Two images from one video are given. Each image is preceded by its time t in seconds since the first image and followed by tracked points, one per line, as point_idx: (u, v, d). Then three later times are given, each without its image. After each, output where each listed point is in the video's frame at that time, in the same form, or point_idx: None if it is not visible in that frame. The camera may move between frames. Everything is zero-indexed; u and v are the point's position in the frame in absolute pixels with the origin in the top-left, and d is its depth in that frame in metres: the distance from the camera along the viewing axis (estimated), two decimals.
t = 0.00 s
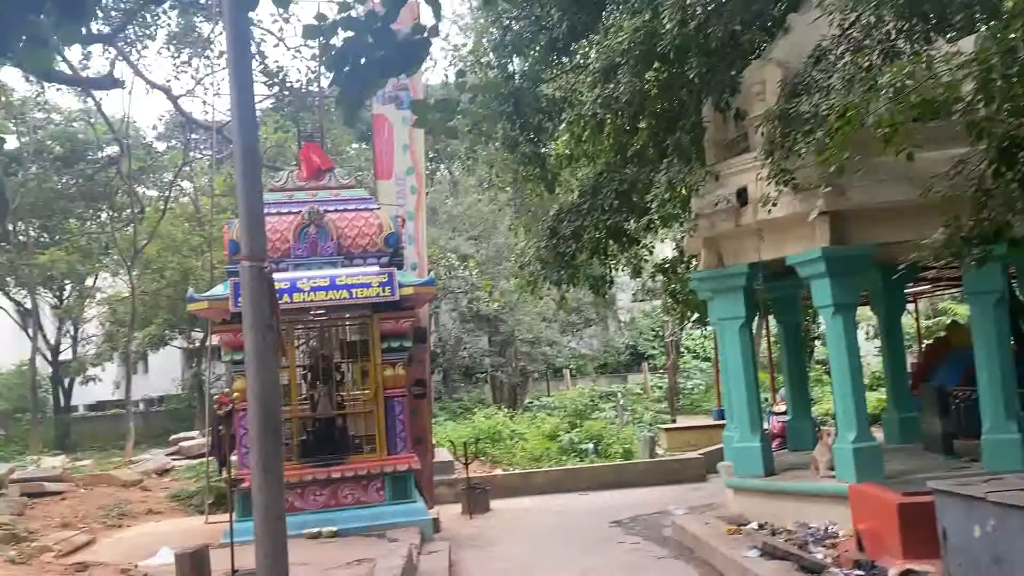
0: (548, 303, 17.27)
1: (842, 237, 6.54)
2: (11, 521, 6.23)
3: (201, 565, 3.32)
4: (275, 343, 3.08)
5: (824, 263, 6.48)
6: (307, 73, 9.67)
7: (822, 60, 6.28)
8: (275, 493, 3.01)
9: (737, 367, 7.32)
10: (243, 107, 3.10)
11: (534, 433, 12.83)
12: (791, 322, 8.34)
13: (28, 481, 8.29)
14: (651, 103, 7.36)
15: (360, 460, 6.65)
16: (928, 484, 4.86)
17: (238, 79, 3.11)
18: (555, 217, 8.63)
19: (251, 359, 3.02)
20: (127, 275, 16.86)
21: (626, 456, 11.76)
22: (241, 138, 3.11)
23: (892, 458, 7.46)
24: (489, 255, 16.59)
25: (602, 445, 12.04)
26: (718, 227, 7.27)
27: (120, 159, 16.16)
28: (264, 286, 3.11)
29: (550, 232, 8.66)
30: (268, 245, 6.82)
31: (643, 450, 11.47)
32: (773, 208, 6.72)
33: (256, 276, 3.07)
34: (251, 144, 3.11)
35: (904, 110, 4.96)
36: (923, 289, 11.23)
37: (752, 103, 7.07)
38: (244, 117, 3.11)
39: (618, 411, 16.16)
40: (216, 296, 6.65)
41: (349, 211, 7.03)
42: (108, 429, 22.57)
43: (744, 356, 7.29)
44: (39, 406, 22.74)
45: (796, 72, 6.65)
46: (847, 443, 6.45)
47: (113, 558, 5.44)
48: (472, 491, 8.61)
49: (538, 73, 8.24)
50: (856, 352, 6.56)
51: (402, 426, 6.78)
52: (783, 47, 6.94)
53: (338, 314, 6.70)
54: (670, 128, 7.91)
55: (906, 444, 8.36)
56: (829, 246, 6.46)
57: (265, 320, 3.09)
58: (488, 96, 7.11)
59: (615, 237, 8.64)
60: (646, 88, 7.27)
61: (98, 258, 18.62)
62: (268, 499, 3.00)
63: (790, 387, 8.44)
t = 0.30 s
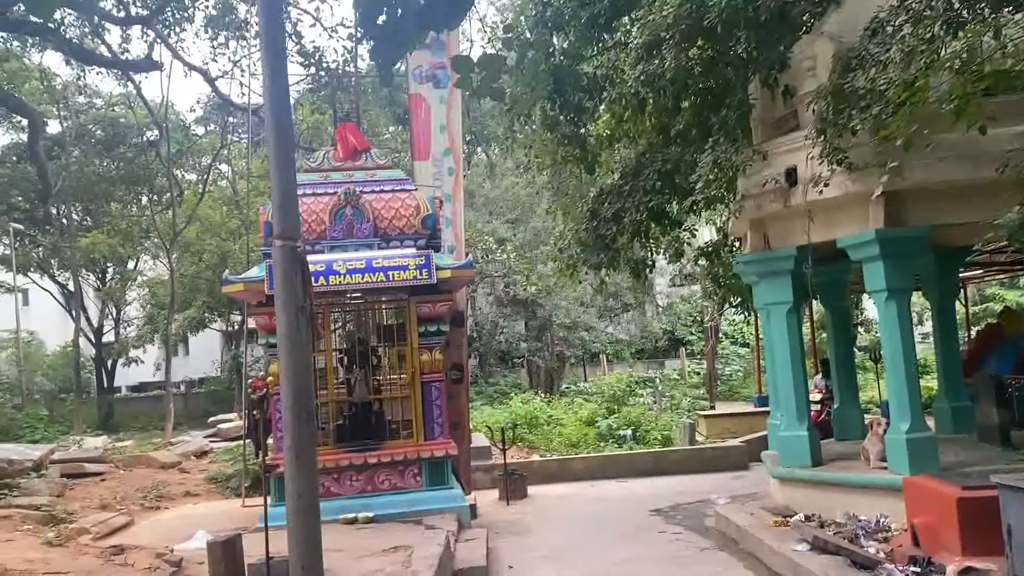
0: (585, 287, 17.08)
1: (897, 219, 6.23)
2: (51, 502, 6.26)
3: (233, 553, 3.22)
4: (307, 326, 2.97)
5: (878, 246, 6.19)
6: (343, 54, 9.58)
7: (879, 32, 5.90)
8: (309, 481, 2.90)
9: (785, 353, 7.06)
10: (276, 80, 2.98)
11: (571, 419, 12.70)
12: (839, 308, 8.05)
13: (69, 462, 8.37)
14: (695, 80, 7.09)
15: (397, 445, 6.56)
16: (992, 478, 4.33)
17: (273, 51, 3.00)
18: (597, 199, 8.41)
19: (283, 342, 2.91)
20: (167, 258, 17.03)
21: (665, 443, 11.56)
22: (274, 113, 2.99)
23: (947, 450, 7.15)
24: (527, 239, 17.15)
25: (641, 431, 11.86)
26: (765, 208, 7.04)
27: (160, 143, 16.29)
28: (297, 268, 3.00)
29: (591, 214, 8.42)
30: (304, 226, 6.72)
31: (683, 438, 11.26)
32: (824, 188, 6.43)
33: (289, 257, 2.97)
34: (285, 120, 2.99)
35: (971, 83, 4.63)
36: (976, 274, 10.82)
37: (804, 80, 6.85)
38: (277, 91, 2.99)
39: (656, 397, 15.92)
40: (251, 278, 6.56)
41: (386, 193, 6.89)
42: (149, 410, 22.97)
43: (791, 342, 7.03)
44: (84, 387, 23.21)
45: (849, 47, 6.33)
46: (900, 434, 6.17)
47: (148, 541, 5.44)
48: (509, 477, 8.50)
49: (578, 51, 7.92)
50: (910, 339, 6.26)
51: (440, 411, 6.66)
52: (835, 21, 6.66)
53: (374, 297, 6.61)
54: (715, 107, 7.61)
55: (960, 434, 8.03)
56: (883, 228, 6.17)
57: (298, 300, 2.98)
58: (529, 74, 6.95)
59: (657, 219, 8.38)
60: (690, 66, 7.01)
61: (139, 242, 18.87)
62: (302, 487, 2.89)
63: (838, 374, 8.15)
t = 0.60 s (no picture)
0: (605, 274, 16.90)
1: (927, 204, 6.00)
2: (65, 486, 6.23)
3: (241, 541, 3.13)
4: (318, 311, 2.85)
5: (908, 232, 5.96)
6: (361, 37, 9.43)
7: (914, 9, 5.52)
8: (319, 470, 2.79)
9: (810, 342, 6.85)
10: (286, 52, 2.83)
11: (590, 408, 12.58)
12: (865, 296, 7.83)
13: (85, 446, 8.36)
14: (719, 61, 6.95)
15: (412, 432, 6.45)
16: None
17: (282, 21, 2.84)
18: (618, 184, 8.21)
19: (293, 326, 2.80)
20: (187, 243, 17.06)
21: (685, 433, 11.41)
22: (283, 86, 2.84)
23: (979, 442, 6.93)
24: (546, 225, 17.06)
25: (661, 420, 11.71)
26: (791, 193, 6.83)
27: (178, 128, 16.26)
28: (307, 250, 2.87)
29: (611, 198, 8.23)
30: (320, 210, 6.58)
31: (703, 427, 11.09)
32: (853, 172, 6.21)
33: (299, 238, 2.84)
34: (294, 94, 2.84)
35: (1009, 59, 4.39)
36: (1009, 262, 10.52)
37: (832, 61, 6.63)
38: (286, 63, 2.85)
39: (676, 385, 15.74)
40: (265, 262, 6.46)
41: (403, 175, 6.75)
42: (169, 394, 23.13)
43: (817, 330, 6.83)
44: (105, 371, 23.40)
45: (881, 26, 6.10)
46: (929, 426, 5.96)
47: (161, 528, 5.39)
48: (526, 465, 8.39)
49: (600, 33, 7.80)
50: (942, 329, 6.02)
51: (456, 399, 6.56)
52: None
53: (390, 281, 6.47)
54: (740, 89, 7.42)
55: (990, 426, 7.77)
56: (913, 213, 5.94)
57: (308, 283, 2.86)
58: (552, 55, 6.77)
59: (678, 204, 8.18)
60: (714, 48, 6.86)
61: (159, 227, 18.91)
62: (311, 477, 2.77)
63: (863, 364, 7.94)
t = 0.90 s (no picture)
0: (619, 263, 16.72)
1: (955, 190, 5.79)
2: (72, 472, 6.16)
3: (242, 533, 3.00)
4: (321, 294, 2.72)
5: (934, 219, 5.76)
6: (374, 22, 9.31)
7: None
8: (322, 459, 2.68)
9: (831, 332, 6.66)
10: (289, 22, 2.70)
11: (603, 398, 12.45)
12: (887, 285, 7.63)
13: (95, 432, 8.32)
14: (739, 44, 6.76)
15: (422, 421, 6.34)
16: None
17: None
18: (635, 169, 8.02)
19: (295, 310, 2.67)
20: (200, 231, 17.02)
21: (700, 424, 11.25)
22: (286, 58, 2.71)
23: (1005, 437, 6.73)
24: (561, 214, 16.80)
25: (676, 412, 11.56)
26: (813, 179, 6.64)
27: (191, 115, 16.18)
28: (309, 230, 2.74)
29: (627, 184, 8.04)
30: (329, 194, 6.44)
31: (719, 419, 10.93)
32: (878, 158, 6.01)
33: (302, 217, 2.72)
34: (297, 66, 2.72)
35: None
36: None
37: (857, 43, 6.43)
38: (289, 33, 2.71)
39: (690, 377, 15.57)
40: (275, 247, 6.36)
41: (415, 159, 6.60)
42: (183, 381, 23.20)
43: (838, 320, 6.64)
44: (120, 358, 23.48)
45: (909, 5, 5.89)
46: (954, 419, 5.76)
47: (167, 516, 5.31)
48: (538, 456, 8.27)
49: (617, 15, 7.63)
50: (968, 320, 5.81)
51: (468, 387, 6.44)
52: None
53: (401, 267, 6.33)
54: (761, 73, 7.23)
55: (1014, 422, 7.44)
56: (940, 199, 5.73)
57: (311, 264, 2.73)
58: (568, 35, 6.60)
59: (695, 190, 7.97)
60: (735, 29, 6.67)
61: (173, 214, 18.87)
62: (313, 468, 2.65)
63: (884, 354, 7.73)
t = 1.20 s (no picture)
0: (632, 254, 16.52)
1: (982, 178, 5.57)
2: (77, 462, 6.09)
3: (238, 532, 2.88)
4: (318, 282, 2.59)
5: (961, 208, 5.54)
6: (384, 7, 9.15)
7: None
8: (319, 456, 2.55)
9: (851, 325, 6.47)
10: None
11: (615, 390, 12.30)
12: (908, 276, 7.44)
13: (102, 420, 8.25)
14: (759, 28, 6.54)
15: (431, 413, 6.21)
16: None
17: None
18: (649, 156, 7.85)
19: (292, 299, 2.54)
20: (210, 220, 16.94)
21: (714, 417, 11.08)
22: (283, 32, 2.57)
23: None
24: (573, 204, 16.61)
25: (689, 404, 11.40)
26: (834, 167, 6.43)
27: (201, 102, 16.06)
28: (308, 214, 2.60)
29: (642, 171, 7.86)
30: (335, 181, 6.29)
31: (733, 413, 10.76)
32: (901, 145, 5.80)
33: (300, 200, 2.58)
34: (295, 41, 2.58)
35: None
36: None
37: (881, 27, 6.22)
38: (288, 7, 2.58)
39: (704, 369, 15.37)
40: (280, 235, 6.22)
41: (423, 146, 6.45)
42: (196, 368, 23.23)
43: (859, 313, 6.43)
44: (132, 345, 23.53)
45: None
46: (979, 416, 5.56)
47: (169, 508, 5.22)
48: (549, 449, 8.14)
49: None
50: (994, 314, 5.61)
51: (476, 378, 6.31)
52: None
53: (411, 257, 6.19)
54: (780, 57, 7.03)
55: None
56: (967, 188, 5.51)
57: (308, 250, 2.60)
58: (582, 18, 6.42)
59: (711, 178, 7.79)
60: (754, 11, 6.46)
61: (184, 201, 18.80)
62: (310, 464, 2.53)
63: (904, 347, 7.53)
